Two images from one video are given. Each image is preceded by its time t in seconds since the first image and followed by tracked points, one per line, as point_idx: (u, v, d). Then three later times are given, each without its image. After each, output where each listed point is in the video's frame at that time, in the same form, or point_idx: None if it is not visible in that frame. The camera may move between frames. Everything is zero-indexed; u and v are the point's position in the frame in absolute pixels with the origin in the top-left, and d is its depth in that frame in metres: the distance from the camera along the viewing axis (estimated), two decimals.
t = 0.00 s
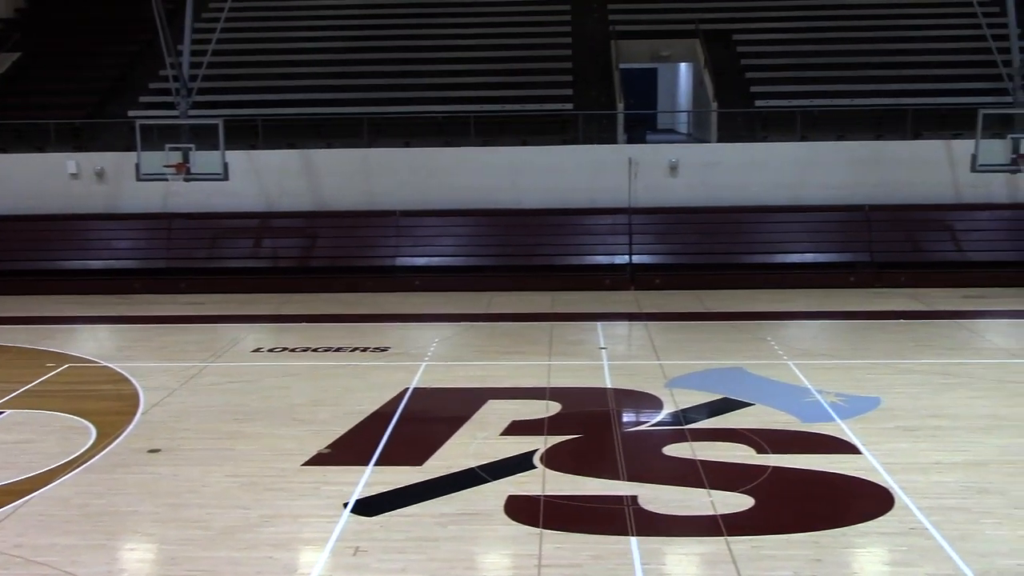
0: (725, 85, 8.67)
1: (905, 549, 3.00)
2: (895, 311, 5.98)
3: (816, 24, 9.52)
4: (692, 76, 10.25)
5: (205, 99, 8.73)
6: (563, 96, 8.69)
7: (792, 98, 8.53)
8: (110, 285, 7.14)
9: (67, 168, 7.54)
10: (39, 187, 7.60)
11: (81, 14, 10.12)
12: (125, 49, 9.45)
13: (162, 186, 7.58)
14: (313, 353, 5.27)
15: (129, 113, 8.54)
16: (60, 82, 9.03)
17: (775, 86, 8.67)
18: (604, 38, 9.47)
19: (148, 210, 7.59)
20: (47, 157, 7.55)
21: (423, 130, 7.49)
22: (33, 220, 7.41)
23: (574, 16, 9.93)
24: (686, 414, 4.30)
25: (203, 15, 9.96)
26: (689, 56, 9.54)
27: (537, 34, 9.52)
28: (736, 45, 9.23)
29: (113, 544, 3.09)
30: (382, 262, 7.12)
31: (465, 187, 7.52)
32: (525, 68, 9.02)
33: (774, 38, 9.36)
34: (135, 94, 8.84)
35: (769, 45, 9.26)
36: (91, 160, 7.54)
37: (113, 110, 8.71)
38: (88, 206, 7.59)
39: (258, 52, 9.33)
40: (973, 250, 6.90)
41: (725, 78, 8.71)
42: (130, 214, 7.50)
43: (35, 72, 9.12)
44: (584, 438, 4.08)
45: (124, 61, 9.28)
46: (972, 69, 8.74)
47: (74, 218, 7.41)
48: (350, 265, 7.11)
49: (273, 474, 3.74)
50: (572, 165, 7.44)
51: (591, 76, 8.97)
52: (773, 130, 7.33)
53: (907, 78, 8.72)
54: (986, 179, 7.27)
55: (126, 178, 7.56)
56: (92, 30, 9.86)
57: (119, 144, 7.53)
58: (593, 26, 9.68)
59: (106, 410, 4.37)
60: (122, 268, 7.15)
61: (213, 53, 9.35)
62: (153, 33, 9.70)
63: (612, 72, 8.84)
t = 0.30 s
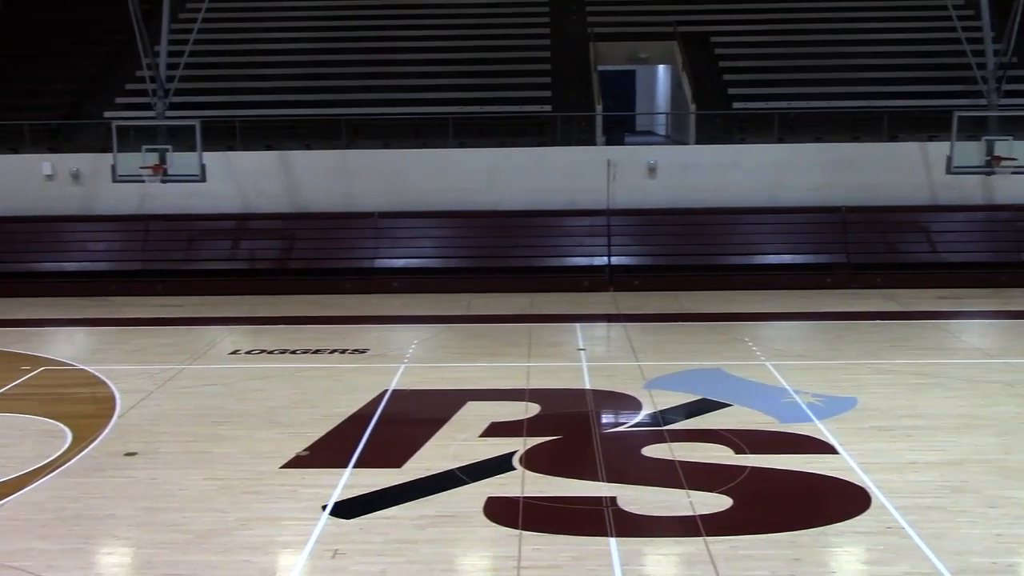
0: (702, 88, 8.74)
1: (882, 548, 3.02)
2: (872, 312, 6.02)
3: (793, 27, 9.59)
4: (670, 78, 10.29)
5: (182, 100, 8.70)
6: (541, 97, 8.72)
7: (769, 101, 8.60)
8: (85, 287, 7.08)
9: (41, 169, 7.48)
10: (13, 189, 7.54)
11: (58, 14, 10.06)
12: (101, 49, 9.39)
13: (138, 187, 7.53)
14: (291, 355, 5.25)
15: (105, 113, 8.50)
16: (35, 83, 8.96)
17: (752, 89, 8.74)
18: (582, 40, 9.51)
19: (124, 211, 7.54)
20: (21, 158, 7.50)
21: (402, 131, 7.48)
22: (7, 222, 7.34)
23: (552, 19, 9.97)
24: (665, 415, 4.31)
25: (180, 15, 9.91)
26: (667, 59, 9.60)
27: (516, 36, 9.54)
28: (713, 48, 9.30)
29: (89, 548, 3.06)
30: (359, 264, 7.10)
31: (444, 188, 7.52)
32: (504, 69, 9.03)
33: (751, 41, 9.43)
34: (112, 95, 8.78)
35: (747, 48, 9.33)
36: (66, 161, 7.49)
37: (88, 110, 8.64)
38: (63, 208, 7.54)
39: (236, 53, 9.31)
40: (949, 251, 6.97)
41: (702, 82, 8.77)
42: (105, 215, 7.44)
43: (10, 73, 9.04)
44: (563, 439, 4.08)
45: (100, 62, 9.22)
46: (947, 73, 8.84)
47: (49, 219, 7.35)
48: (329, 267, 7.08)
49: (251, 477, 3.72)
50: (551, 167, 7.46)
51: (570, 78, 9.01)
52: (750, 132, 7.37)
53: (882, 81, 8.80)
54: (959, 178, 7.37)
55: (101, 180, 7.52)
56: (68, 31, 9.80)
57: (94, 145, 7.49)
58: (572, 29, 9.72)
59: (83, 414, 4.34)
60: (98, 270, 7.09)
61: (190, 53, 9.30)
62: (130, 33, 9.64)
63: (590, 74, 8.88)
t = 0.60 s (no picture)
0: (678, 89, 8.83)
1: (858, 546, 3.04)
2: (848, 312, 6.07)
3: (770, 29, 9.65)
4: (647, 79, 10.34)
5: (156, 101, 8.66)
6: (518, 98, 8.76)
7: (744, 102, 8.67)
8: (59, 289, 7.02)
9: (13, 170, 7.42)
10: None
11: (31, 14, 9.97)
12: (75, 49, 9.32)
13: (112, 189, 7.47)
14: (268, 357, 5.22)
15: (78, 114, 8.45)
16: (8, 84, 8.88)
17: (728, 90, 8.79)
18: (558, 41, 9.54)
19: (97, 212, 7.48)
20: None
21: (378, 131, 7.47)
22: None
23: (529, 20, 9.99)
24: (642, 415, 4.33)
25: (154, 15, 9.84)
26: (643, 60, 9.64)
27: (492, 36, 9.57)
28: (689, 49, 9.36)
29: (62, 552, 3.04)
30: (335, 265, 7.08)
31: (421, 189, 7.50)
32: (480, 70, 9.06)
33: (727, 43, 9.49)
34: (85, 95, 8.72)
35: (722, 49, 9.39)
36: (38, 162, 7.43)
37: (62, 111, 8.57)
38: (35, 209, 7.47)
39: (211, 53, 9.27)
40: (922, 251, 7.05)
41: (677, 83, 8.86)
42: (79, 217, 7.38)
43: None
44: (541, 439, 4.09)
45: (73, 62, 9.13)
46: (921, 73, 8.91)
47: (20, 221, 7.29)
48: (306, 268, 7.06)
49: (228, 480, 3.70)
50: (528, 168, 7.48)
51: (547, 79, 9.04)
52: (726, 133, 7.42)
53: (856, 82, 8.89)
54: (933, 178, 7.47)
55: (74, 181, 7.46)
56: (42, 31, 9.71)
57: (67, 146, 7.43)
58: (549, 30, 9.76)
59: (57, 417, 4.30)
60: (71, 272, 7.02)
61: (164, 53, 9.24)
62: (103, 32, 9.58)
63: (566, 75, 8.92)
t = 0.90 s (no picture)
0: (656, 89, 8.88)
1: (835, 543, 3.06)
2: (825, 311, 6.11)
3: (747, 30, 9.70)
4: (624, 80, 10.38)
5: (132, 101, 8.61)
6: (495, 99, 8.78)
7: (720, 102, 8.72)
8: (33, 291, 6.96)
9: None
10: None
11: (6, 14, 9.89)
12: (50, 50, 9.25)
13: (86, 190, 7.41)
14: (246, 359, 5.20)
15: (52, 114, 8.39)
16: None
17: (705, 90, 8.83)
18: (536, 41, 9.56)
19: (72, 213, 7.42)
20: None
21: (355, 132, 7.46)
22: None
23: (507, 19, 9.99)
24: (620, 415, 4.34)
25: (129, 15, 9.78)
26: (621, 60, 9.68)
27: (470, 36, 9.58)
28: (666, 50, 9.41)
29: (38, 557, 3.01)
30: (314, 266, 7.06)
31: (399, 189, 7.49)
32: (458, 70, 9.07)
33: (704, 43, 9.54)
34: (60, 95, 8.66)
35: (699, 50, 9.44)
36: (12, 163, 7.37)
37: (36, 111, 8.50)
38: (9, 211, 7.41)
39: (188, 52, 9.23)
40: (897, 251, 7.12)
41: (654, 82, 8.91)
42: (53, 218, 7.32)
43: None
44: (519, 440, 4.09)
45: (48, 61, 9.07)
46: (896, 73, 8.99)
47: None
48: (283, 269, 7.04)
49: (205, 482, 3.68)
50: (506, 168, 7.48)
51: (525, 79, 9.05)
52: (703, 133, 7.46)
53: (831, 82, 8.96)
54: (909, 179, 7.53)
55: (49, 182, 7.40)
56: (16, 30, 9.63)
57: (41, 146, 7.37)
58: (526, 30, 9.78)
59: (31, 421, 4.26)
60: (45, 274, 6.96)
61: (140, 52, 9.18)
62: (78, 32, 9.51)
63: (544, 75, 8.94)
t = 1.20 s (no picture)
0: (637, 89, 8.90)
1: (815, 542, 3.07)
2: (806, 310, 6.14)
3: (726, 30, 9.76)
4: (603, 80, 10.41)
5: (109, 101, 8.57)
6: (475, 99, 8.79)
7: (700, 103, 8.76)
8: (10, 292, 6.89)
9: None
10: None
11: None
12: (27, 50, 9.18)
13: (64, 191, 7.36)
14: (226, 360, 5.18)
15: (28, 115, 8.33)
16: None
17: (684, 90, 8.87)
18: (516, 41, 9.57)
19: (49, 213, 7.37)
20: None
21: (335, 132, 7.46)
22: None
23: (487, 19, 9.99)
24: (601, 414, 4.35)
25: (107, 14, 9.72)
26: (601, 60, 9.70)
27: (450, 35, 9.59)
28: (646, 50, 9.44)
29: (15, 561, 2.98)
30: (294, 267, 7.04)
31: (379, 190, 7.47)
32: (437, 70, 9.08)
33: (684, 43, 9.57)
34: (37, 95, 8.59)
35: (679, 50, 9.48)
36: None
37: (12, 111, 8.44)
38: None
39: (166, 52, 9.19)
40: (875, 250, 7.18)
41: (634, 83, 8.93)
42: (29, 219, 7.26)
43: None
44: (500, 440, 4.09)
45: (25, 61, 9.00)
46: (874, 73, 9.06)
47: None
48: (263, 269, 7.02)
49: (185, 484, 3.66)
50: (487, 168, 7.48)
51: (504, 80, 9.06)
52: (683, 133, 7.48)
53: (810, 82, 9.01)
54: (888, 179, 7.58)
55: (26, 183, 7.35)
56: None
57: (17, 147, 7.31)
58: (506, 29, 9.79)
59: (9, 423, 4.22)
60: (23, 275, 6.91)
61: (118, 52, 9.14)
62: (55, 32, 9.44)
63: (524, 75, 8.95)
